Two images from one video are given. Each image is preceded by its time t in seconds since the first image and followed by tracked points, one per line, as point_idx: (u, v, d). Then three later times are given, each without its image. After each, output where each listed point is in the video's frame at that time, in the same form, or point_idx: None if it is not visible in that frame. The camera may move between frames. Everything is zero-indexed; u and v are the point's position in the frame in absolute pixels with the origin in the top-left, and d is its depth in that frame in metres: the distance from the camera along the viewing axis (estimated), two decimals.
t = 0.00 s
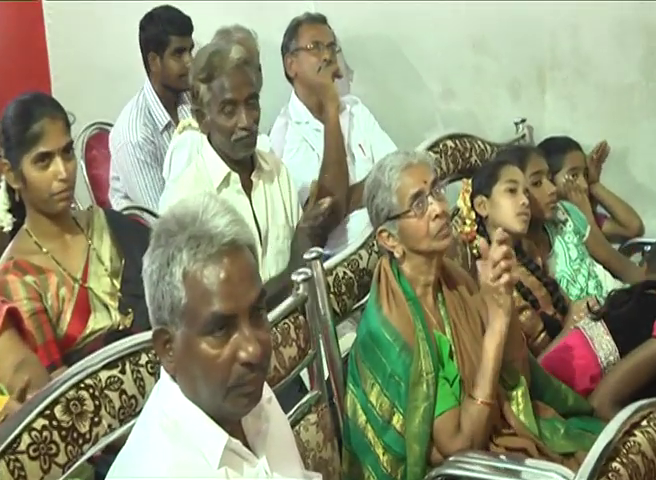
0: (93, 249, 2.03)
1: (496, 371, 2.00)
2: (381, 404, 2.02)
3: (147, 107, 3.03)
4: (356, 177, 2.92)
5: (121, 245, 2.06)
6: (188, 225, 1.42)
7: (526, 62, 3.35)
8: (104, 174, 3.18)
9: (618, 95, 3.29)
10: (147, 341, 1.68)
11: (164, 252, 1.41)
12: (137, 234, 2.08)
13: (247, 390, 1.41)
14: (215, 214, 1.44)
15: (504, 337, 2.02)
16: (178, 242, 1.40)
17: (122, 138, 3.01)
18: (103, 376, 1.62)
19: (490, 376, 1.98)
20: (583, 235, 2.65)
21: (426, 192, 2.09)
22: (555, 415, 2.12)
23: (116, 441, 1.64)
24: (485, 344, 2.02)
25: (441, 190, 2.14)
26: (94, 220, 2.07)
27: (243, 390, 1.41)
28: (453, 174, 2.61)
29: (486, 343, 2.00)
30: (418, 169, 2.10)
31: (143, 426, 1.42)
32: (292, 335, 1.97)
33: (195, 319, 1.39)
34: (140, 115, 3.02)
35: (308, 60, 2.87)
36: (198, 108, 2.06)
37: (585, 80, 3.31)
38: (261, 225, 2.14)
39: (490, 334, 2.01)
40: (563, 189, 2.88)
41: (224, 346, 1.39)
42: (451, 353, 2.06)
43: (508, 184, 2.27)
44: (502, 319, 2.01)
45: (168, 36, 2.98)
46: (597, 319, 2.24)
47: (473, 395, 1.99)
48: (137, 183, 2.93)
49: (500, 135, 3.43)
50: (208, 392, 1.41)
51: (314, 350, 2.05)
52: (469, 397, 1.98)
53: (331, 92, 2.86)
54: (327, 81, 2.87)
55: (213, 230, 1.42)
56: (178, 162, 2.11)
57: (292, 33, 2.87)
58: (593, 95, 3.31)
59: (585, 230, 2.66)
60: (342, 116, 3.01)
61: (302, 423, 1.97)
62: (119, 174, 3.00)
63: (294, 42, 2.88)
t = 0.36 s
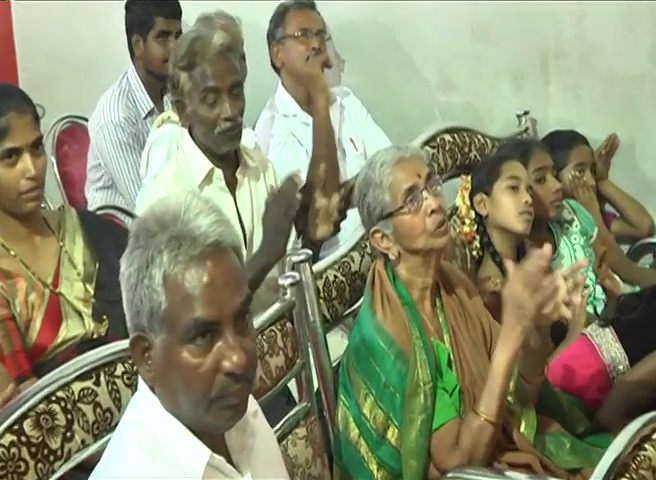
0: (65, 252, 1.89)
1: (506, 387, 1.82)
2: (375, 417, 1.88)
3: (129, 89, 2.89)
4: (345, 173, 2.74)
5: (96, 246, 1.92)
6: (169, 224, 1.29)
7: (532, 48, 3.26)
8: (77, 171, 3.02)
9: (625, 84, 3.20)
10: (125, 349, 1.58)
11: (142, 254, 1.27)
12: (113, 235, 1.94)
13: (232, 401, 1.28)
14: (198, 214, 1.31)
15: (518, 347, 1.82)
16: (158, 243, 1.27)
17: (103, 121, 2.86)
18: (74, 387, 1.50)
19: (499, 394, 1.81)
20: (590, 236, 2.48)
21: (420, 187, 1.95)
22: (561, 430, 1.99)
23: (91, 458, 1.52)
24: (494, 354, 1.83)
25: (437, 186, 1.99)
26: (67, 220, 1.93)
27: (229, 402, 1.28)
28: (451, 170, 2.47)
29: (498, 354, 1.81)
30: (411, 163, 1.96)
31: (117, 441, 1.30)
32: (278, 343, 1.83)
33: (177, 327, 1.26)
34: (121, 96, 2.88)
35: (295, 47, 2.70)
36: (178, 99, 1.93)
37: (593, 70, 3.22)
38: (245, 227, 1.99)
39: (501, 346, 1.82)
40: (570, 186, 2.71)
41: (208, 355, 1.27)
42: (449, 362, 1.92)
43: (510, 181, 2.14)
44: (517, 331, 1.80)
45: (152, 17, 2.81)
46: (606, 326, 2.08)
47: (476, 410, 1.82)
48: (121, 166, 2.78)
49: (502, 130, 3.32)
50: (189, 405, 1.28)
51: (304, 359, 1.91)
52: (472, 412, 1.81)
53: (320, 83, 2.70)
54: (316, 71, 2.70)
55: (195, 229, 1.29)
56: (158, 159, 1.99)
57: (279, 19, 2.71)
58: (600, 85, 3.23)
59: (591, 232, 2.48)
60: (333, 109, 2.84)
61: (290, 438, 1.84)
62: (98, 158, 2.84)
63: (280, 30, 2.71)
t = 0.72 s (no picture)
0: (32, 256, 1.76)
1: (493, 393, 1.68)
2: (364, 434, 1.74)
3: (121, 84, 2.43)
4: (335, 172, 2.49)
5: (66, 250, 1.80)
6: (143, 227, 1.19)
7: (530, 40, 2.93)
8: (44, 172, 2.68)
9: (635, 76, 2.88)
10: (97, 361, 1.45)
11: (115, 259, 1.18)
12: (84, 236, 1.82)
13: (211, 418, 1.19)
14: (175, 216, 1.21)
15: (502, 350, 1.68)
16: (131, 248, 1.17)
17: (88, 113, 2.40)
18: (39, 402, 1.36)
19: (486, 400, 1.67)
20: (594, 240, 2.38)
21: (414, 188, 1.80)
22: (564, 444, 1.86)
23: None
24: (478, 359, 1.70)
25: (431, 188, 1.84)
26: (34, 220, 1.79)
27: (207, 417, 1.19)
28: (445, 169, 2.35)
29: (480, 356, 1.68)
30: (403, 162, 1.82)
31: (88, 461, 1.21)
32: (261, 354, 1.71)
33: (152, 339, 1.17)
34: (111, 87, 2.42)
35: (279, 37, 2.41)
36: (155, 92, 1.81)
37: (596, 60, 2.90)
38: (226, 228, 1.86)
39: (484, 351, 1.68)
40: (573, 185, 2.54)
41: (186, 367, 1.18)
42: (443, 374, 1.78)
43: (508, 180, 2.02)
44: (498, 334, 1.67)
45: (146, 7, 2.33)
46: (612, 334, 1.92)
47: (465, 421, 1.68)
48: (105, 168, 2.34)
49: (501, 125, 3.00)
50: (165, 422, 1.19)
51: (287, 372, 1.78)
52: (460, 423, 1.67)
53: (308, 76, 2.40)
54: (302, 63, 2.39)
55: (171, 234, 1.19)
56: (133, 157, 1.86)
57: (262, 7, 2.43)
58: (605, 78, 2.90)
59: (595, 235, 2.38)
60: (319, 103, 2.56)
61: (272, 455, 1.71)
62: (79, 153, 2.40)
63: (263, 18, 2.43)
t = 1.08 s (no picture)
0: None
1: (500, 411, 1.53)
2: (352, 450, 1.60)
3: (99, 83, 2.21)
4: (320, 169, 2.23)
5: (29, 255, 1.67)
6: (115, 230, 1.06)
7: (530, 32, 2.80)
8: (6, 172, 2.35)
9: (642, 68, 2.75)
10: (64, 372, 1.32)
11: (85, 263, 1.05)
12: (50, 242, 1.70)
13: (189, 435, 1.07)
14: (150, 217, 1.09)
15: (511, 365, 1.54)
16: (103, 251, 1.05)
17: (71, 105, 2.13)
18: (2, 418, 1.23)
19: (490, 416, 1.52)
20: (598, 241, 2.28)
21: (399, 183, 1.67)
22: (567, 461, 1.71)
23: None
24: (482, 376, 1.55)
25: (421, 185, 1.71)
26: None
27: (185, 435, 1.06)
28: (438, 167, 2.22)
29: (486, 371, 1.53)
30: (388, 157, 1.69)
31: None
32: (241, 366, 1.59)
33: (127, 350, 1.04)
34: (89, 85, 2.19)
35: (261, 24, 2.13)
36: (125, 84, 1.68)
37: (601, 46, 2.79)
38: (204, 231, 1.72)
39: (492, 360, 1.53)
40: (576, 184, 2.42)
41: (162, 381, 1.05)
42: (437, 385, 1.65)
43: (506, 179, 1.90)
44: (508, 346, 1.53)
45: None
46: (619, 342, 1.85)
47: (465, 438, 1.53)
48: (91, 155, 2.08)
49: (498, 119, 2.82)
50: (138, 440, 1.07)
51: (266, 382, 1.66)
52: (461, 441, 1.52)
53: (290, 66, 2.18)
54: (286, 53, 2.15)
55: (146, 236, 1.07)
56: (103, 154, 1.73)
57: None
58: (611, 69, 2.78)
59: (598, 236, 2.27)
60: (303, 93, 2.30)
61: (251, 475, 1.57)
62: (62, 144, 2.10)
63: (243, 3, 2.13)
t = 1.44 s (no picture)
0: None
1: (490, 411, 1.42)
2: (349, 465, 1.49)
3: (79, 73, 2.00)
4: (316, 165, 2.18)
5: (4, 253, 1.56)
6: (95, 230, 1.00)
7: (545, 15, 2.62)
8: None
9: None
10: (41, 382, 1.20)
11: (62, 266, 0.99)
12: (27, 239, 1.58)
13: (173, 449, 1.00)
14: (131, 217, 1.02)
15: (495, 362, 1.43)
16: (81, 253, 0.99)
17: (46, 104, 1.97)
18: None
19: (480, 422, 1.41)
20: (612, 242, 2.17)
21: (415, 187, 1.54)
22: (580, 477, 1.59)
23: None
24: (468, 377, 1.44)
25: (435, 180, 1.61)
26: None
27: (168, 448, 1.00)
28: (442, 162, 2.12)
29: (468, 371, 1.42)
30: (404, 156, 1.55)
31: None
32: (230, 376, 1.47)
33: (106, 360, 0.98)
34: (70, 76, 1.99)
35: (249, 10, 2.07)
36: (106, 69, 1.57)
37: (615, 34, 2.60)
38: (188, 230, 1.62)
39: (474, 365, 1.42)
40: (588, 180, 2.26)
41: (144, 392, 0.99)
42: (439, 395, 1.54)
43: (513, 175, 1.80)
44: (487, 342, 1.43)
45: None
46: (633, 350, 1.74)
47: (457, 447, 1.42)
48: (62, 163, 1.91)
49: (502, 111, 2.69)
50: (118, 454, 1.00)
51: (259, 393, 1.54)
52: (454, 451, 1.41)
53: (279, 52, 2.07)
54: (276, 41, 2.06)
55: (128, 238, 1.01)
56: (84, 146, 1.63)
57: None
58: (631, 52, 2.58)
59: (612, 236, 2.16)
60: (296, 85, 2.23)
61: None
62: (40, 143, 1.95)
63: None
